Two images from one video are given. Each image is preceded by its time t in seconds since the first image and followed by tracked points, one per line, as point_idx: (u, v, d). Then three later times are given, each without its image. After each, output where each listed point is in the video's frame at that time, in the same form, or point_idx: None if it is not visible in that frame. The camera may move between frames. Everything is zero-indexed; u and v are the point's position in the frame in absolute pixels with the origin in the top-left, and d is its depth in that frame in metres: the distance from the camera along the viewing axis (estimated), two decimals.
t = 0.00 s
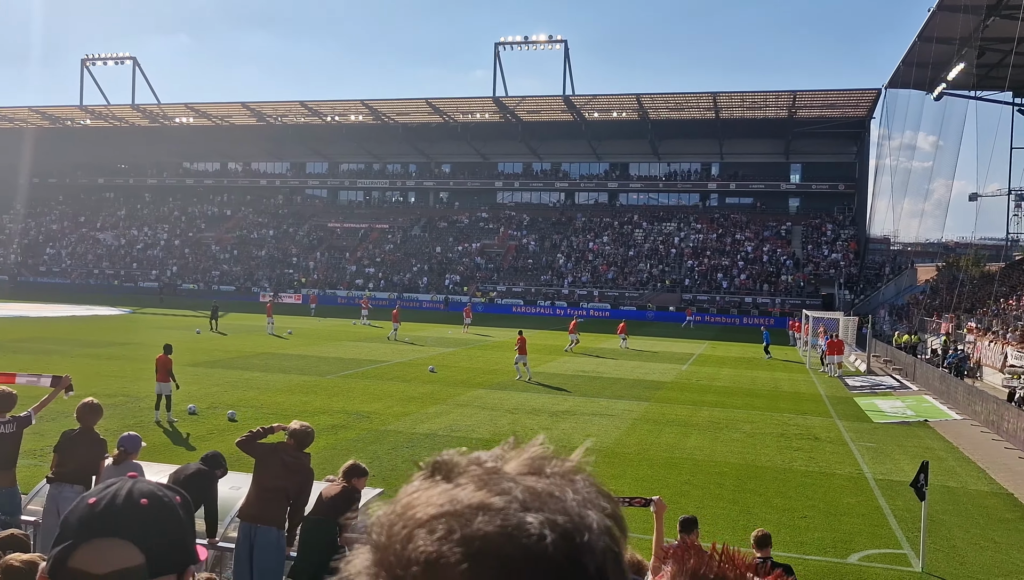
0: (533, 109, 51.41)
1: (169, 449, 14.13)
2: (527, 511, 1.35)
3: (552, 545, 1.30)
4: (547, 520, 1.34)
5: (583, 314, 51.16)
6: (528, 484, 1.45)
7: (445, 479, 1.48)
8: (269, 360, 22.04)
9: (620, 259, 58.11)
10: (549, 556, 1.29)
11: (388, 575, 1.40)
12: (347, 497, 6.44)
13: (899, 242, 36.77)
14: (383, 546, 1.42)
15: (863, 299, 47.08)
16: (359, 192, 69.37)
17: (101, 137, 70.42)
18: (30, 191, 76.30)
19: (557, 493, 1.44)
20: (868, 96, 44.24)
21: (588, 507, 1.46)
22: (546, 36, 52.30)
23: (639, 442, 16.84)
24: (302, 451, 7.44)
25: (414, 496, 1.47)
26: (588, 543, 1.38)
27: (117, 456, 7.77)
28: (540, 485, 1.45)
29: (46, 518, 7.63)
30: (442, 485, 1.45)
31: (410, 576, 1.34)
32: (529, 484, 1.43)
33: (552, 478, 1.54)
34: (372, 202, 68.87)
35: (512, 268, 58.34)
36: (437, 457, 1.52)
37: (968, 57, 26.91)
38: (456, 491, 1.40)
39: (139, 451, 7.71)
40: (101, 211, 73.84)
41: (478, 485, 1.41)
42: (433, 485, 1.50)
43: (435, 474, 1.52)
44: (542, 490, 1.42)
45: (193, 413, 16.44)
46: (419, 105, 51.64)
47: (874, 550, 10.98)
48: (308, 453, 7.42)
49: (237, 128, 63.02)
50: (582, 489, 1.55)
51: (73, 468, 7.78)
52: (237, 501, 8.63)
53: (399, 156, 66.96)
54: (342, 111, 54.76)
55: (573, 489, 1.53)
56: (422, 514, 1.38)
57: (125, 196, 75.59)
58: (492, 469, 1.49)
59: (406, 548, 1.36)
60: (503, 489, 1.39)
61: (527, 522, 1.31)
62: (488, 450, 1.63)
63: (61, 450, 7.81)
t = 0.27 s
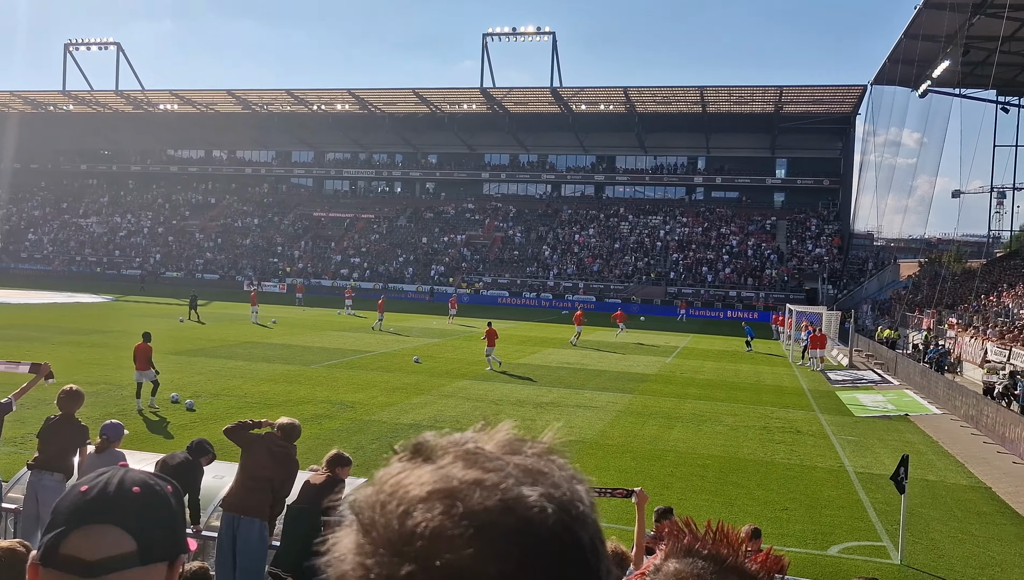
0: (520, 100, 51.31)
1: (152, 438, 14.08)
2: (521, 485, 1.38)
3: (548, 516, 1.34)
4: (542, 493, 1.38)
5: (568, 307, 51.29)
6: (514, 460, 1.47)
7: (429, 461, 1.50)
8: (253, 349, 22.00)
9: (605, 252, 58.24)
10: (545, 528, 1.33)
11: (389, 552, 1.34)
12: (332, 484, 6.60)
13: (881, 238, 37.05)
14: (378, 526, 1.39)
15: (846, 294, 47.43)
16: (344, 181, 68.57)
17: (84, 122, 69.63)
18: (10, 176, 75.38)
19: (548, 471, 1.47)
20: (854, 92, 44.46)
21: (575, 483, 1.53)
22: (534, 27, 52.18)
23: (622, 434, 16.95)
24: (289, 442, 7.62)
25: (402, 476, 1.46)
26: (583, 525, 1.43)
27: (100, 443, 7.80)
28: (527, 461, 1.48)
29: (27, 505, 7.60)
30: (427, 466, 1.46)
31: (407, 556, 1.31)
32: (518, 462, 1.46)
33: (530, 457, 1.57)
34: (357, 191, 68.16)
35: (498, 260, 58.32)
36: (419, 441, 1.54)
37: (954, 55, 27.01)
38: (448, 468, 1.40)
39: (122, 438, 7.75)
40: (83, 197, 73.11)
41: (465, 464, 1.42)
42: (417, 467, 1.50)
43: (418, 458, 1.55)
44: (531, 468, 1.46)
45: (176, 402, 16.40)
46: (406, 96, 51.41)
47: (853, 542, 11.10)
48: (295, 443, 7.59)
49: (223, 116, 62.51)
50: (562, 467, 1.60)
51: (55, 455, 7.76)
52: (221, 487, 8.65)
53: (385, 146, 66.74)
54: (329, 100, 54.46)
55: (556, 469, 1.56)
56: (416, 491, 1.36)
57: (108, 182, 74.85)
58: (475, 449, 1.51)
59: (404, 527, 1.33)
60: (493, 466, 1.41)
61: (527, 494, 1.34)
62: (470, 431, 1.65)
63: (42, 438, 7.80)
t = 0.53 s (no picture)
0: (503, 93, 51.25)
1: (127, 428, 13.98)
2: (498, 478, 1.29)
3: (530, 511, 1.25)
4: (522, 486, 1.29)
5: (549, 299, 51.42)
6: (489, 453, 1.38)
7: (400, 455, 1.39)
8: (231, 340, 21.88)
9: (586, 245, 58.39)
10: (525, 524, 1.24)
11: (370, 550, 1.22)
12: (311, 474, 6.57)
13: (858, 234, 37.44)
14: (352, 523, 1.27)
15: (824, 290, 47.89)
16: (324, 171, 68.19)
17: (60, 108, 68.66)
18: None
19: (526, 466, 1.37)
20: (833, 89, 44.83)
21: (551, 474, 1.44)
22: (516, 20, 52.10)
23: (600, 427, 17.04)
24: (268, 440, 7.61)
25: (376, 471, 1.34)
26: (559, 516, 1.34)
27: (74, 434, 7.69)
28: (501, 454, 1.39)
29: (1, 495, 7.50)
30: (398, 459, 1.36)
31: (388, 552, 1.21)
32: (494, 455, 1.36)
33: (504, 449, 1.47)
34: (337, 181, 67.82)
35: (478, 253, 58.30)
36: (391, 436, 1.41)
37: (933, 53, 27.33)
38: (422, 463, 1.30)
39: (97, 429, 7.65)
40: (59, 185, 72.13)
41: (439, 458, 1.32)
42: (388, 462, 1.38)
43: (388, 452, 1.41)
44: (508, 463, 1.36)
45: (153, 392, 16.25)
46: (388, 86, 51.18)
47: (828, 536, 11.22)
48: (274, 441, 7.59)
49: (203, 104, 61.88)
50: (530, 457, 1.50)
51: (28, 446, 7.67)
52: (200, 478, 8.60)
53: (367, 137, 66.49)
54: (310, 90, 54.11)
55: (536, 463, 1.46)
56: (392, 485, 1.25)
57: (85, 169, 73.91)
58: (450, 441, 1.41)
59: (381, 525, 1.22)
60: (472, 461, 1.31)
61: (504, 487, 1.25)
62: (440, 425, 1.55)
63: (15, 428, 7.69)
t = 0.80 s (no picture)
0: (437, 91, 51.13)
1: (42, 432, 13.52)
2: (415, 485, 1.26)
3: (446, 516, 1.22)
4: (437, 493, 1.26)
5: (483, 298, 51.60)
6: (408, 461, 1.34)
7: (318, 461, 1.35)
8: (156, 339, 21.30)
9: (520, 244, 58.74)
10: (441, 530, 1.21)
11: (284, 554, 1.18)
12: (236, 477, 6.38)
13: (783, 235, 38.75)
14: (268, 528, 1.24)
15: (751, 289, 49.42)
16: (255, 167, 67.03)
17: None
18: None
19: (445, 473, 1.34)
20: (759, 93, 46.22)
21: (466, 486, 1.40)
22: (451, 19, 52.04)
23: (533, 425, 17.28)
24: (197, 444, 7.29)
25: (292, 478, 1.31)
26: (476, 525, 1.30)
27: None
28: (419, 463, 1.34)
29: None
30: (317, 466, 1.33)
31: (304, 557, 1.16)
32: (413, 463, 1.32)
33: (422, 456, 1.44)
34: (269, 177, 66.84)
35: (412, 251, 58.02)
36: (309, 442, 1.37)
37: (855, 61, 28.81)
38: (340, 470, 1.27)
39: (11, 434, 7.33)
40: None
41: (357, 466, 1.29)
42: (307, 472, 1.34)
43: (307, 461, 1.37)
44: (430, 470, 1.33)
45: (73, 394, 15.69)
46: (321, 82, 50.42)
47: (754, 530, 11.62)
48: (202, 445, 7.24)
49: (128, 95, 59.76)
50: (444, 466, 1.46)
51: None
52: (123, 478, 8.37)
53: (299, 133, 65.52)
54: (241, 84, 52.93)
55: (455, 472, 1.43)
56: (310, 494, 1.22)
57: None
58: (368, 448, 1.38)
59: (298, 533, 1.18)
60: (390, 468, 1.28)
61: (421, 495, 1.22)
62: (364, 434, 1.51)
63: None
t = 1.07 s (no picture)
0: (342, 91, 50.37)
1: None
2: (272, 528, 1.48)
3: (296, 558, 1.42)
4: (293, 537, 1.46)
5: (389, 302, 51.25)
6: (271, 504, 1.56)
7: (179, 502, 1.57)
8: (39, 347, 20.18)
9: (427, 247, 58.58)
10: (291, 567, 1.42)
11: None
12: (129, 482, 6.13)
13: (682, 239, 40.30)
14: (120, 567, 1.46)
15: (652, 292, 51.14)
16: (149, 166, 64.39)
17: None
18: None
19: (302, 512, 1.57)
20: (661, 101, 47.89)
21: (329, 525, 1.61)
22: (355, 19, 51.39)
23: (440, 429, 17.46)
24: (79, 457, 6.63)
25: (153, 520, 1.53)
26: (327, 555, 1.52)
27: None
28: (283, 505, 1.57)
29: None
30: (178, 508, 1.54)
31: None
32: (273, 506, 1.55)
33: (286, 496, 1.65)
34: (164, 177, 64.27)
35: (316, 254, 56.87)
36: (171, 483, 1.59)
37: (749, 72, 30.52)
38: (199, 511, 1.50)
39: None
40: None
41: (218, 508, 1.52)
42: (166, 508, 1.58)
43: (173, 502, 1.58)
44: (285, 511, 1.55)
45: None
46: (220, 79, 48.71)
47: (654, 528, 12.17)
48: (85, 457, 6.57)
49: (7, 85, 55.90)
50: (315, 507, 1.67)
51: None
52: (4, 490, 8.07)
53: (196, 131, 63.22)
54: (134, 79, 50.53)
55: (314, 509, 1.65)
56: (168, 538, 1.43)
57: None
58: (232, 490, 1.60)
59: (147, 568, 1.42)
60: (246, 510, 1.51)
61: (274, 540, 1.43)
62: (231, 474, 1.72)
63: None
